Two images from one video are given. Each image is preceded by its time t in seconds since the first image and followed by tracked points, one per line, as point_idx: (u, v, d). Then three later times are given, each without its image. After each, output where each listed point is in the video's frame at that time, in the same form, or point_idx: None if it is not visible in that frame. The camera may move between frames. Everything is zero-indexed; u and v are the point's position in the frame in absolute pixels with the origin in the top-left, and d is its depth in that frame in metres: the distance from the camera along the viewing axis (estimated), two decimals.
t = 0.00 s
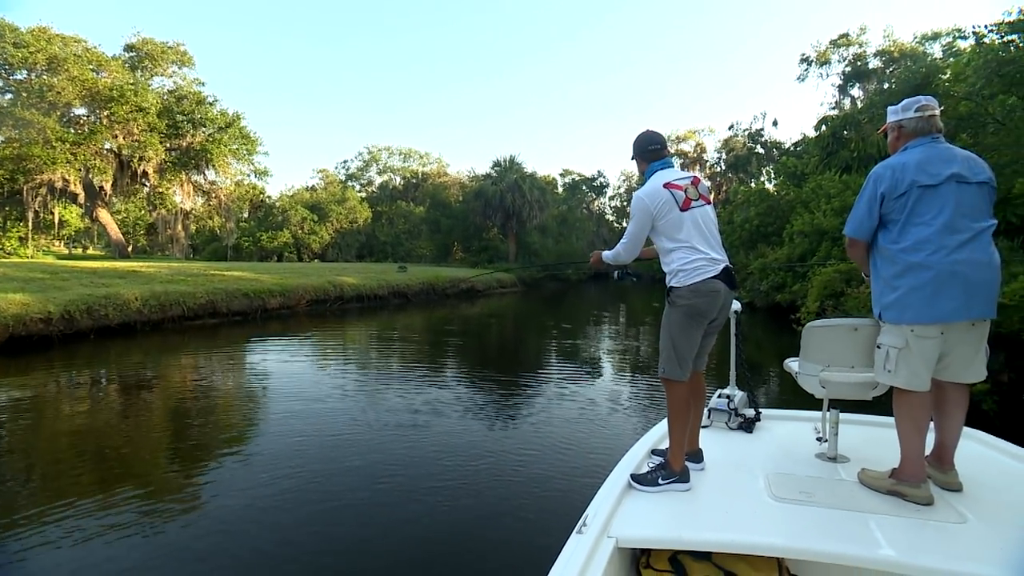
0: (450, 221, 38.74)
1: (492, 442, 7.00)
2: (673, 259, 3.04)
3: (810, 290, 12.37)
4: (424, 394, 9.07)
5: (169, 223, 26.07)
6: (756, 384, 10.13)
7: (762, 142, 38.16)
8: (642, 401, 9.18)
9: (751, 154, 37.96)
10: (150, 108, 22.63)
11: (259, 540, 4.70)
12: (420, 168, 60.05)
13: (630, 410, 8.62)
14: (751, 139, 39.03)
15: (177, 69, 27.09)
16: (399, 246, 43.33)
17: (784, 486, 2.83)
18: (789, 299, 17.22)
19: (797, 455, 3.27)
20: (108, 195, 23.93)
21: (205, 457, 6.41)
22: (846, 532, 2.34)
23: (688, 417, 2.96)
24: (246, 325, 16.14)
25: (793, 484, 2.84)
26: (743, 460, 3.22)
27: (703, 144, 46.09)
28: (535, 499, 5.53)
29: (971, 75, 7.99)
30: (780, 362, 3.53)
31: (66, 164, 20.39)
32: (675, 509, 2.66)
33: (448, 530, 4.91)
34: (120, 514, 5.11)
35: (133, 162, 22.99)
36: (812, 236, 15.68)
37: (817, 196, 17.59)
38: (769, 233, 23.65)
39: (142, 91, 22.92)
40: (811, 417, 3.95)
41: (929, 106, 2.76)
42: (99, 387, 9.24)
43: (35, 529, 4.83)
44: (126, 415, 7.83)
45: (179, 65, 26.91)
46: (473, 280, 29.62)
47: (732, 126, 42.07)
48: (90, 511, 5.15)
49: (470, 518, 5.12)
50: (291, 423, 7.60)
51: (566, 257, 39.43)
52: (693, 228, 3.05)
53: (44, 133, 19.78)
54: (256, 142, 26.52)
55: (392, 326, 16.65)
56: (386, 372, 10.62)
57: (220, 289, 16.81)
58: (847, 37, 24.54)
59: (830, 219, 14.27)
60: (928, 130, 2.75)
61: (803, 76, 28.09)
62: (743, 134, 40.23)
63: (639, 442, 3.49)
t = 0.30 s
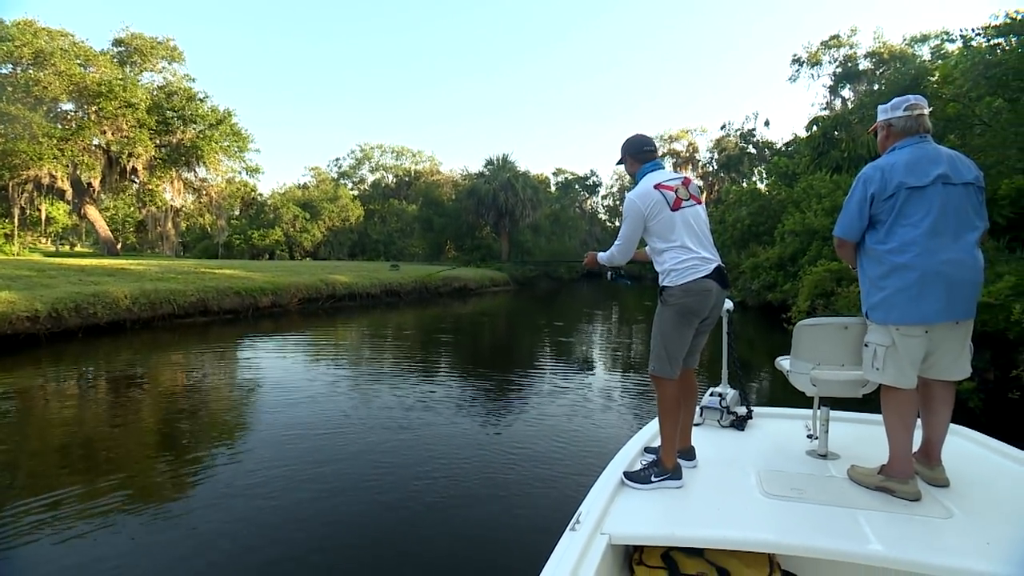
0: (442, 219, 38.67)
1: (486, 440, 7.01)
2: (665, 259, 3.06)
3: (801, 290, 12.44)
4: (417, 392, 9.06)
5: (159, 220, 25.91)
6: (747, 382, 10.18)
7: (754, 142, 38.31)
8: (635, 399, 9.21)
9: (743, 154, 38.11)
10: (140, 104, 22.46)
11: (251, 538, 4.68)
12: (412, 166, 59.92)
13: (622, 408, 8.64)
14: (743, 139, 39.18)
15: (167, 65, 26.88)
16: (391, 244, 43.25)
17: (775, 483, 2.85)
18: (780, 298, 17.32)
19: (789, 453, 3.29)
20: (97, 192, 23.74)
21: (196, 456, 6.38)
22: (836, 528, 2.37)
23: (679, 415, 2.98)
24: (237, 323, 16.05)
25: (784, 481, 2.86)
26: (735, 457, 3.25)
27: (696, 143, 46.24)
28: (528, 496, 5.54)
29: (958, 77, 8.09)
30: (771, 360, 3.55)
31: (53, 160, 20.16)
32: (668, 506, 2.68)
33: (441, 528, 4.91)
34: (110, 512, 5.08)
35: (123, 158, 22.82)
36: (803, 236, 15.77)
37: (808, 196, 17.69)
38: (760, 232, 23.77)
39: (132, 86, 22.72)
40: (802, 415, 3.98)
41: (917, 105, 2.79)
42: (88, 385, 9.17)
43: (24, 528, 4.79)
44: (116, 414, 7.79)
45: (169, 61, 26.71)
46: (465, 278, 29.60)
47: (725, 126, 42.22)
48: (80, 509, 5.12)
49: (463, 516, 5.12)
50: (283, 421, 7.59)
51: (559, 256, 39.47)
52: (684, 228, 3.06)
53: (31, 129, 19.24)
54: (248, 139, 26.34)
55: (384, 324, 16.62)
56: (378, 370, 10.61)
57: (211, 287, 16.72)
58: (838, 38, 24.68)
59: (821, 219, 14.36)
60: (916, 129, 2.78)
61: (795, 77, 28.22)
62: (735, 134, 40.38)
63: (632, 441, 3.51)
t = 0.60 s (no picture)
0: (437, 221, 38.64)
1: (482, 442, 7.01)
2: (661, 258, 3.06)
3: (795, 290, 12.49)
4: (413, 394, 9.05)
5: (152, 223, 25.96)
6: (743, 382, 10.22)
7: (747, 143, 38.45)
8: (631, 400, 9.22)
9: (737, 155, 38.23)
10: (132, 106, 22.40)
11: (248, 542, 4.66)
12: (407, 168, 59.90)
13: (618, 409, 8.65)
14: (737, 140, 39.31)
15: (160, 67, 26.81)
16: (386, 246, 43.31)
17: (771, 481, 2.86)
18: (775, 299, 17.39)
19: (784, 451, 3.31)
20: (89, 194, 23.66)
21: (190, 460, 6.34)
22: (832, 526, 2.38)
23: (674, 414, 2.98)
24: (231, 326, 16.00)
25: (779, 480, 2.87)
26: (730, 457, 3.26)
27: (690, 145, 46.41)
28: (525, 498, 5.54)
29: (949, 78, 8.18)
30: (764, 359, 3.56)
31: (44, 164, 20.04)
32: (664, 505, 2.68)
33: (440, 529, 4.91)
34: (105, 517, 5.05)
35: (115, 161, 22.76)
36: (797, 236, 15.84)
37: (802, 196, 17.78)
38: (755, 233, 23.85)
39: (124, 89, 22.63)
40: (798, 414, 4.00)
41: (908, 105, 2.81)
42: (81, 389, 9.11)
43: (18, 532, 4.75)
44: (108, 418, 7.73)
45: (162, 63, 26.63)
46: (461, 280, 29.61)
47: (719, 127, 42.36)
48: (74, 515, 5.07)
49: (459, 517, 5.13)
50: (278, 423, 7.55)
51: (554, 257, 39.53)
52: (678, 228, 3.08)
53: (22, 131, 19.08)
54: (242, 141, 26.28)
55: (379, 326, 16.59)
56: (374, 372, 10.60)
57: (205, 290, 16.66)
58: (830, 39, 24.80)
59: (815, 219, 14.43)
60: (908, 128, 2.80)
61: (788, 78, 28.35)
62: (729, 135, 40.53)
63: (628, 441, 3.51)
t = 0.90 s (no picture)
0: (434, 223, 38.63)
1: (479, 443, 7.01)
2: (658, 259, 3.07)
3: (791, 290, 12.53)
4: (409, 395, 9.04)
5: (147, 225, 26.15)
6: (739, 383, 10.24)
7: (743, 145, 38.56)
8: (628, 401, 9.23)
9: (733, 156, 38.33)
10: (128, 108, 22.31)
11: (245, 543, 4.66)
12: (404, 170, 59.90)
13: (615, 410, 8.67)
14: (733, 141, 39.41)
15: (156, 69, 26.75)
16: (383, 249, 42.52)
17: (767, 482, 2.87)
18: (771, 300, 17.44)
19: (780, 452, 3.31)
20: (85, 197, 23.57)
21: (187, 463, 6.31)
22: (828, 526, 2.39)
23: (670, 415, 2.99)
24: (227, 329, 15.95)
25: (776, 481, 2.87)
26: (726, 458, 3.27)
27: (686, 146, 46.52)
28: (522, 499, 5.55)
29: (941, 80, 8.24)
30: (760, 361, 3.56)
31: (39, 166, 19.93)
32: (661, 506, 2.69)
33: (437, 530, 4.91)
34: (100, 520, 5.02)
35: (111, 163, 22.71)
36: (792, 237, 15.90)
37: (798, 198, 17.84)
38: (751, 234, 23.92)
39: (120, 91, 22.54)
40: (793, 414, 4.01)
41: (902, 105, 2.82)
42: (75, 392, 9.05)
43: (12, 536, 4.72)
44: (103, 421, 7.68)
45: (158, 65, 26.57)
46: (458, 282, 29.60)
47: (715, 129, 42.48)
48: (70, 518, 5.05)
49: (457, 517, 5.13)
50: (274, 426, 7.53)
51: (551, 259, 39.60)
52: (673, 229, 3.09)
53: (16, 133, 18.84)
54: (238, 144, 26.23)
55: (375, 328, 16.57)
56: (370, 374, 10.57)
57: (200, 292, 16.59)
58: (825, 42, 24.93)
59: (810, 220, 14.48)
60: (901, 129, 2.81)
61: (783, 80, 28.47)
62: (725, 137, 40.62)
63: (625, 443, 3.51)
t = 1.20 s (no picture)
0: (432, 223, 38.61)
1: (476, 443, 7.00)
2: (655, 260, 3.07)
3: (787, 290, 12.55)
4: (406, 396, 9.02)
5: (143, 226, 25.95)
6: (736, 383, 10.25)
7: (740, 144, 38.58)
8: (625, 401, 9.24)
9: (730, 156, 38.37)
10: (123, 109, 22.24)
11: (242, 544, 4.65)
12: (401, 170, 59.84)
13: (612, 410, 8.67)
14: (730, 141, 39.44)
15: (151, 70, 26.68)
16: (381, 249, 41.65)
17: (765, 481, 2.87)
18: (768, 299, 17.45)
19: (778, 452, 3.32)
20: (80, 197, 23.51)
21: (183, 464, 6.29)
22: (826, 525, 2.39)
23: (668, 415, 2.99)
24: (224, 330, 15.90)
25: (773, 480, 2.88)
26: (724, 458, 3.27)
27: (683, 146, 46.55)
28: (519, 499, 5.54)
29: (936, 80, 8.25)
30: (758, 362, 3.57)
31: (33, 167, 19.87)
32: (658, 506, 2.69)
33: (434, 531, 4.91)
34: (96, 522, 5.01)
35: (106, 163, 22.68)
36: (789, 237, 15.93)
37: (794, 198, 17.87)
38: (747, 234, 23.94)
39: (115, 91, 22.47)
40: (790, 414, 4.01)
41: (897, 105, 2.83)
42: (70, 394, 9.00)
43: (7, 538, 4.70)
44: (98, 423, 7.65)
45: (153, 65, 26.51)
46: (455, 282, 29.60)
47: (712, 128, 42.52)
48: (65, 521, 5.02)
49: (453, 518, 5.13)
50: (271, 427, 7.51)
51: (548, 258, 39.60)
52: (673, 229, 3.09)
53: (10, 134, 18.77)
54: (234, 144, 26.21)
55: (372, 329, 16.55)
56: (367, 374, 10.55)
57: (196, 293, 16.54)
58: (821, 41, 24.96)
59: (807, 220, 14.50)
60: (896, 129, 2.82)
61: (779, 80, 28.51)
62: (721, 136, 40.66)
63: (623, 443, 3.51)
